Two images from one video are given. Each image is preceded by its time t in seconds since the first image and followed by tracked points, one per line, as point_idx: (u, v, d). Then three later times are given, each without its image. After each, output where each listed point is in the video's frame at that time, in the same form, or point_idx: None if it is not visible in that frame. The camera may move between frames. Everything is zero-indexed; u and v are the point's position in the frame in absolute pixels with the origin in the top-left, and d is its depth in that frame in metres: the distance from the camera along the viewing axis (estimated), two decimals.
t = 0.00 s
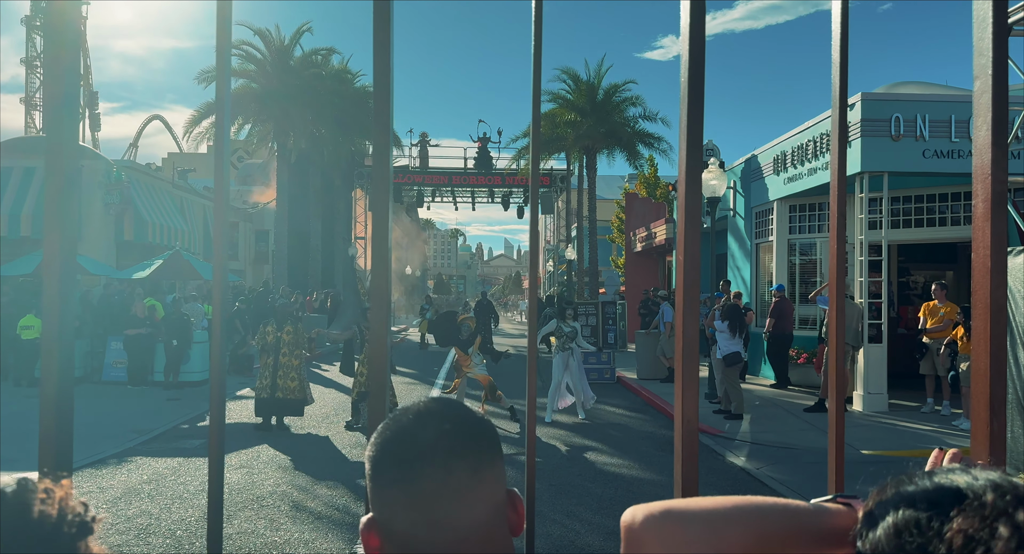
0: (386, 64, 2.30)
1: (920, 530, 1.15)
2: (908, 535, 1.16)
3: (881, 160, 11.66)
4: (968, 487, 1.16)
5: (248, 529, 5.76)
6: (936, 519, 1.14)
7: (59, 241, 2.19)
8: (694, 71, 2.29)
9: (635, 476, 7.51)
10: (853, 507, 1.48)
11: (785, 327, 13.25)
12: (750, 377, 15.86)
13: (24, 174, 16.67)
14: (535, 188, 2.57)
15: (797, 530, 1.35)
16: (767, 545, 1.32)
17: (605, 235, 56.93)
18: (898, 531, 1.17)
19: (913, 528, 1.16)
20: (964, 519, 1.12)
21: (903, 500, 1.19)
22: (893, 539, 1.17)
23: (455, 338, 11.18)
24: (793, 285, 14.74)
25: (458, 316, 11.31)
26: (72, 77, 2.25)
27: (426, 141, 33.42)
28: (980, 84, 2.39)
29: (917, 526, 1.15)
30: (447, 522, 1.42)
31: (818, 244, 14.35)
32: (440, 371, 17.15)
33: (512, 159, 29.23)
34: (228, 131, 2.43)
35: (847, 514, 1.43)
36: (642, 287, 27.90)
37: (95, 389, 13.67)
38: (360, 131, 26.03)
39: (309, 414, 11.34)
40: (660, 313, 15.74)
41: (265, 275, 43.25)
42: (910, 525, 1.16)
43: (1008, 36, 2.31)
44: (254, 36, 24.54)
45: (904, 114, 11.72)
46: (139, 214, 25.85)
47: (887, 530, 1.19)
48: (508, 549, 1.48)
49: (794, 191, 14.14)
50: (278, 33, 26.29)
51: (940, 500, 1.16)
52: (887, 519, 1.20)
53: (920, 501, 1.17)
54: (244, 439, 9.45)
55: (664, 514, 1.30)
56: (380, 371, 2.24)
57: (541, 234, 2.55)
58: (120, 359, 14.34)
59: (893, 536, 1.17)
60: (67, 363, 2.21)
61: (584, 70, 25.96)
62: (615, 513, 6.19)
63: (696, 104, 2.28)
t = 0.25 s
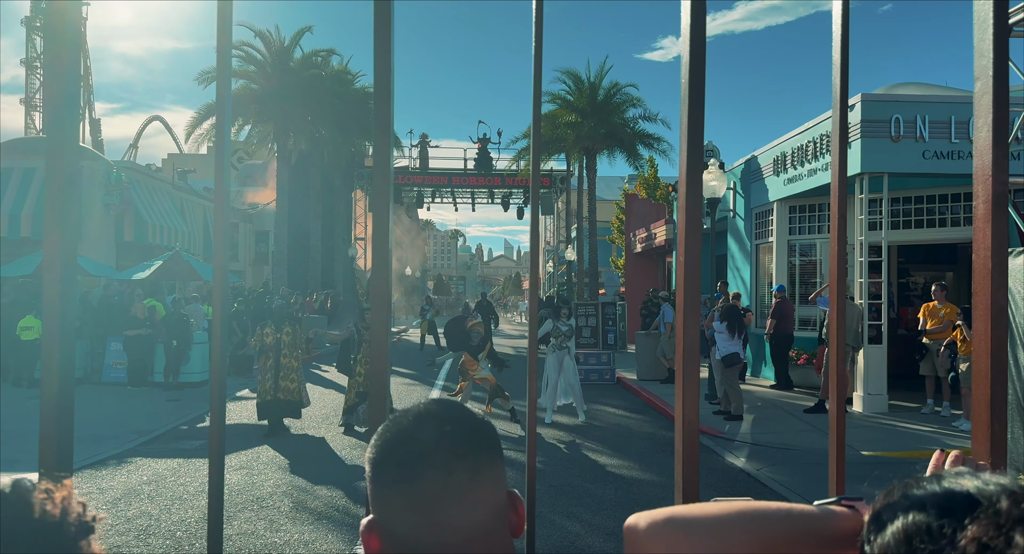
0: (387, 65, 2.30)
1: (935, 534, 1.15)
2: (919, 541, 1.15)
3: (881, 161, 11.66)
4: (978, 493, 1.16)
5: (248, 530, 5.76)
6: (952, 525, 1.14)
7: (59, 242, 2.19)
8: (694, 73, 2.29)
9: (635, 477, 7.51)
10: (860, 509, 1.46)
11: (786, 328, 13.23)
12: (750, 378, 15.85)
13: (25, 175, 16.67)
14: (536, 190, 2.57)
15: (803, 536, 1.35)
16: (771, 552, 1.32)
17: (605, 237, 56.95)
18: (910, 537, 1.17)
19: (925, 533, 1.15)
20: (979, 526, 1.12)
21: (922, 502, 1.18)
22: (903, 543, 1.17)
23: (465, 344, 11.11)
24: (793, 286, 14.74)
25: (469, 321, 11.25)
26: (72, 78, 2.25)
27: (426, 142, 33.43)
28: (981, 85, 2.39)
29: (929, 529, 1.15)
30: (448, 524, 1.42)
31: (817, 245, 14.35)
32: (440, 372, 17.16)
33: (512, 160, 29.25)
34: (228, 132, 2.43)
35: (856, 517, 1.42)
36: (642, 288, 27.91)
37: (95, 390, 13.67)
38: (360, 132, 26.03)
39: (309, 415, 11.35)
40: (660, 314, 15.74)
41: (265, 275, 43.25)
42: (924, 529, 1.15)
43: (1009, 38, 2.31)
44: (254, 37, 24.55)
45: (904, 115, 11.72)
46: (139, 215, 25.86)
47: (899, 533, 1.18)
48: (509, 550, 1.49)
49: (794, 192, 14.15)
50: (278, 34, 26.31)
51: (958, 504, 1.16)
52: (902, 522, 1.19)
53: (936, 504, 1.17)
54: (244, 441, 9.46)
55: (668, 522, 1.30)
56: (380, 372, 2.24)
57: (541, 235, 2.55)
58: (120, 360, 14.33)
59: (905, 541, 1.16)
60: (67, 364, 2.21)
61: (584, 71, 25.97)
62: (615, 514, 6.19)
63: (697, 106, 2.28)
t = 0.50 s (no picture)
0: (386, 66, 2.29)
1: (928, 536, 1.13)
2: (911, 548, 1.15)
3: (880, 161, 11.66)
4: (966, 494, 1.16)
5: (247, 531, 5.74)
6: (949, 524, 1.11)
7: (57, 241, 2.17)
8: (694, 74, 2.28)
9: (634, 478, 7.50)
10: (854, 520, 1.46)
11: (786, 328, 13.21)
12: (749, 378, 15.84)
13: (24, 175, 16.65)
14: (536, 190, 2.56)
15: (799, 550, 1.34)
16: None
17: (604, 237, 56.87)
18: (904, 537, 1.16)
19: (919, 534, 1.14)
20: (974, 525, 1.10)
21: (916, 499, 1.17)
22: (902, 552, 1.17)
23: (476, 344, 11.10)
24: (793, 286, 14.73)
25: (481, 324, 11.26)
26: (71, 77, 2.24)
27: (425, 142, 33.42)
28: (981, 85, 2.38)
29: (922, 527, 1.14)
30: (449, 524, 1.41)
31: (817, 245, 14.34)
32: (439, 372, 17.15)
33: (511, 161, 29.24)
34: (227, 132, 2.42)
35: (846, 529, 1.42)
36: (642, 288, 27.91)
37: (94, 390, 13.64)
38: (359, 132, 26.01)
39: (308, 416, 11.32)
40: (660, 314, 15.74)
41: (264, 276, 43.22)
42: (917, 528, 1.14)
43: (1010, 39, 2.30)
44: (253, 37, 24.53)
45: (903, 116, 11.71)
46: (139, 215, 25.85)
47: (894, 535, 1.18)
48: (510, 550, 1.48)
49: (793, 193, 14.14)
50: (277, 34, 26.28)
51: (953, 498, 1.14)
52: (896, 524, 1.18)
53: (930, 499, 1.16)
54: (242, 441, 9.45)
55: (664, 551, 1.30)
56: (380, 372, 2.23)
57: (541, 235, 2.55)
58: (119, 361, 14.31)
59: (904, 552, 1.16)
60: (66, 363, 2.19)
61: (583, 72, 25.96)
62: (615, 515, 6.18)
63: (697, 105, 2.27)
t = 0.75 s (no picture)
0: (385, 67, 2.29)
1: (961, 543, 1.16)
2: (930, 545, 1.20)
3: (878, 161, 11.67)
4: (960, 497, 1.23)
5: (245, 531, 5.74)
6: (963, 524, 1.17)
7: (55, 241, 2.18)
8: (692, 74, 2.28)
9: (633, 477, 7.50)
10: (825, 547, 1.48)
11: (785, 328, 13.24)
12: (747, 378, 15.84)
13: (22, 175, 16.63)
14: (533, 190, 2.56)
15: None
16: None
17: (603, 237, 56.80)
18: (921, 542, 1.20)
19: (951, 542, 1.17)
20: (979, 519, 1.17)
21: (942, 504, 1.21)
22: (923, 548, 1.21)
23: (484, 340, 11.14)
24: (791, 286, 14.73)
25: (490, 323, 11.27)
26: (68, 77, 2.24)
27: (424, 142, 33.41)
28: (979, 86, 2.39)
29: (952, 535, 1.17)
30: (450, 526, 1.41)
31: (815, 245, 14.35)
32: (437, 372, 17.14)
33: (510, 160, 29.22)
34: (225, 132, 2.42)
35: None
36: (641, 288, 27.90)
37: (92, 390, 13.63)
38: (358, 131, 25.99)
39: (306, 416, 11.32)
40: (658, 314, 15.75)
41: (262, 275, 43.19)
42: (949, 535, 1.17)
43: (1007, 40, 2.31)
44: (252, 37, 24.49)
45: (901, 116, 11.72)
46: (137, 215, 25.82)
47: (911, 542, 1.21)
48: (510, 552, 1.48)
49: (792, 192, 14.14)
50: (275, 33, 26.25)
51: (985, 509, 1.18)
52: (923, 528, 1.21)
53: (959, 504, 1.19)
54: (241, 441, 9.44)
55: None
56: (378, 371, 2.23)
57: (539, 236, 2.55)
58: (118, 360, 14.29)
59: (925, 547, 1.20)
60: (63, 364, 2.19)
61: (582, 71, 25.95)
62: (613, 514, 6.19)
63: (695, 107, 2.28)
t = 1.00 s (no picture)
0: (383, 66, 2.28)
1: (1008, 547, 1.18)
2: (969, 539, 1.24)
3: (877, 160, 11.67)
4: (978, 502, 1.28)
5: (243, 530, 5.72)
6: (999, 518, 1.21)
7: (53, 239, 2.17)
8: (691, 72, 2.28)
9: (633, 476, 7.50)
10: None
11: (784, 328, 13.27)
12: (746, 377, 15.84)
13: (20, 173, 16.60)
14: (532, 189, 2.55)
15: None
16: None
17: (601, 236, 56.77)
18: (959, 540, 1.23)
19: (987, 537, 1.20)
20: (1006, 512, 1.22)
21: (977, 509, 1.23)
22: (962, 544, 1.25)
23: (488, 333, 11.13)
24: (789, 285, 14.74)
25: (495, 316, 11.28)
26: (67, 75, 2.23)
27: (422, 141, 33.39)
28: (979, 84, 2.38)
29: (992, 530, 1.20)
30: (452, 526, 1.41)
31: (813, 244, 14.36)
32: (436, 371, 17.14)
33: (508, 159, 29.20)
34: (223, 130, 2.42)
35: None
36: (639, 286, 27.90)
37: (90, 389, 13.60)
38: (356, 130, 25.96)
39: (304, 415, 11.31)
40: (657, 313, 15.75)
41: (260, 274, 43.14)
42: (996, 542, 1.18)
43: (1008, 37, 2.30)
44: (250, 35, 24.46)
45: (900, 115, 11.72)
46: (135, 214, 25.77)
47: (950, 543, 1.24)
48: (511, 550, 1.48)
49: (790, 191, 14.14)
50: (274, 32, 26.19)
51: None
52: (965, 535, 1.22)
53: (994, 508, 1.21)
54: (239, 440, 9.43)
55: None
56: (377, 370, 2.22)
57: (538, 235, 2.54)
58: (116, 359, 14.27)
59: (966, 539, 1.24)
60: (62, 362, 2.18)
61: (581, 70, 25.95)
62: (612, 513, 6.18)
63: (696, 106, 2.27)
